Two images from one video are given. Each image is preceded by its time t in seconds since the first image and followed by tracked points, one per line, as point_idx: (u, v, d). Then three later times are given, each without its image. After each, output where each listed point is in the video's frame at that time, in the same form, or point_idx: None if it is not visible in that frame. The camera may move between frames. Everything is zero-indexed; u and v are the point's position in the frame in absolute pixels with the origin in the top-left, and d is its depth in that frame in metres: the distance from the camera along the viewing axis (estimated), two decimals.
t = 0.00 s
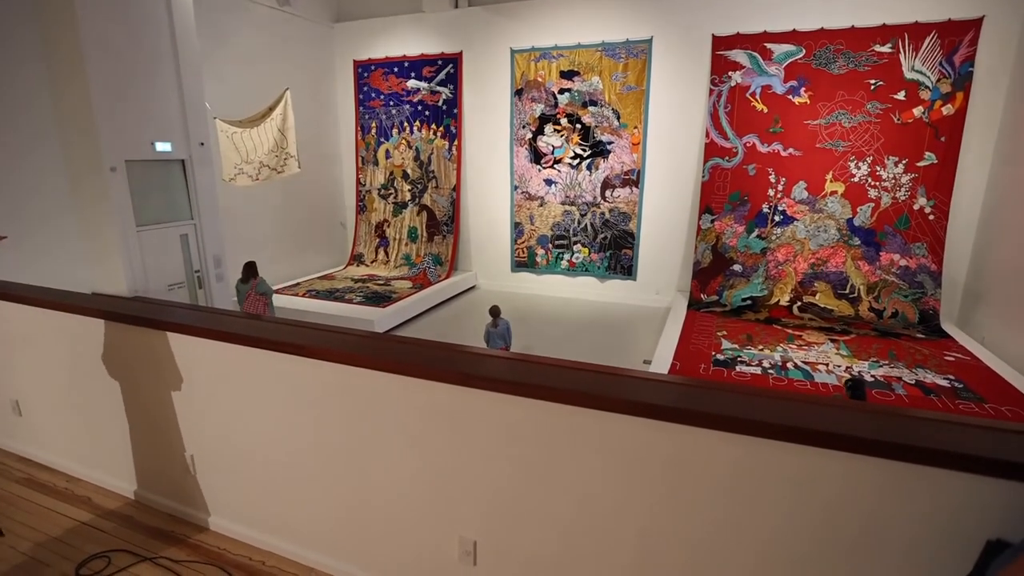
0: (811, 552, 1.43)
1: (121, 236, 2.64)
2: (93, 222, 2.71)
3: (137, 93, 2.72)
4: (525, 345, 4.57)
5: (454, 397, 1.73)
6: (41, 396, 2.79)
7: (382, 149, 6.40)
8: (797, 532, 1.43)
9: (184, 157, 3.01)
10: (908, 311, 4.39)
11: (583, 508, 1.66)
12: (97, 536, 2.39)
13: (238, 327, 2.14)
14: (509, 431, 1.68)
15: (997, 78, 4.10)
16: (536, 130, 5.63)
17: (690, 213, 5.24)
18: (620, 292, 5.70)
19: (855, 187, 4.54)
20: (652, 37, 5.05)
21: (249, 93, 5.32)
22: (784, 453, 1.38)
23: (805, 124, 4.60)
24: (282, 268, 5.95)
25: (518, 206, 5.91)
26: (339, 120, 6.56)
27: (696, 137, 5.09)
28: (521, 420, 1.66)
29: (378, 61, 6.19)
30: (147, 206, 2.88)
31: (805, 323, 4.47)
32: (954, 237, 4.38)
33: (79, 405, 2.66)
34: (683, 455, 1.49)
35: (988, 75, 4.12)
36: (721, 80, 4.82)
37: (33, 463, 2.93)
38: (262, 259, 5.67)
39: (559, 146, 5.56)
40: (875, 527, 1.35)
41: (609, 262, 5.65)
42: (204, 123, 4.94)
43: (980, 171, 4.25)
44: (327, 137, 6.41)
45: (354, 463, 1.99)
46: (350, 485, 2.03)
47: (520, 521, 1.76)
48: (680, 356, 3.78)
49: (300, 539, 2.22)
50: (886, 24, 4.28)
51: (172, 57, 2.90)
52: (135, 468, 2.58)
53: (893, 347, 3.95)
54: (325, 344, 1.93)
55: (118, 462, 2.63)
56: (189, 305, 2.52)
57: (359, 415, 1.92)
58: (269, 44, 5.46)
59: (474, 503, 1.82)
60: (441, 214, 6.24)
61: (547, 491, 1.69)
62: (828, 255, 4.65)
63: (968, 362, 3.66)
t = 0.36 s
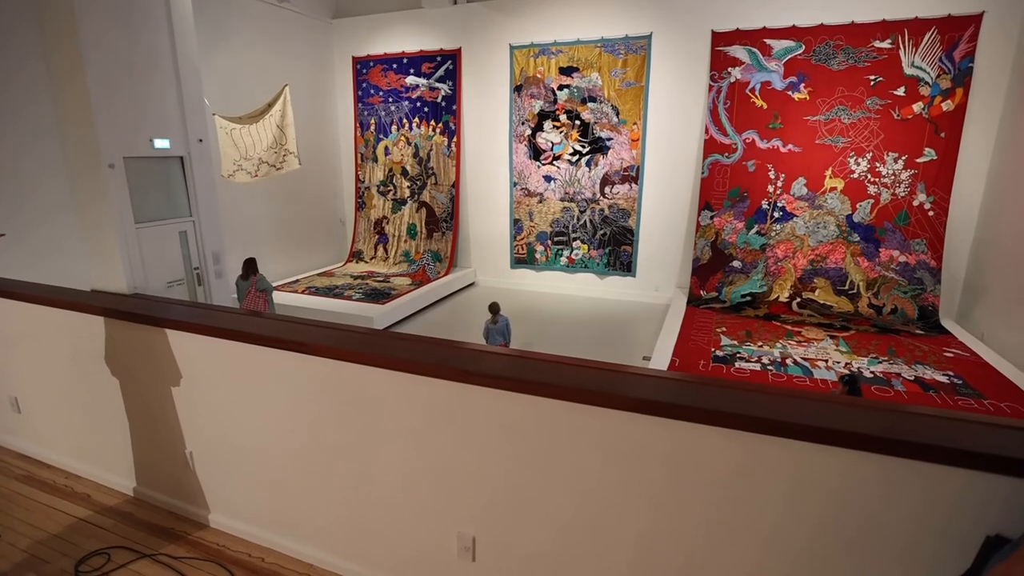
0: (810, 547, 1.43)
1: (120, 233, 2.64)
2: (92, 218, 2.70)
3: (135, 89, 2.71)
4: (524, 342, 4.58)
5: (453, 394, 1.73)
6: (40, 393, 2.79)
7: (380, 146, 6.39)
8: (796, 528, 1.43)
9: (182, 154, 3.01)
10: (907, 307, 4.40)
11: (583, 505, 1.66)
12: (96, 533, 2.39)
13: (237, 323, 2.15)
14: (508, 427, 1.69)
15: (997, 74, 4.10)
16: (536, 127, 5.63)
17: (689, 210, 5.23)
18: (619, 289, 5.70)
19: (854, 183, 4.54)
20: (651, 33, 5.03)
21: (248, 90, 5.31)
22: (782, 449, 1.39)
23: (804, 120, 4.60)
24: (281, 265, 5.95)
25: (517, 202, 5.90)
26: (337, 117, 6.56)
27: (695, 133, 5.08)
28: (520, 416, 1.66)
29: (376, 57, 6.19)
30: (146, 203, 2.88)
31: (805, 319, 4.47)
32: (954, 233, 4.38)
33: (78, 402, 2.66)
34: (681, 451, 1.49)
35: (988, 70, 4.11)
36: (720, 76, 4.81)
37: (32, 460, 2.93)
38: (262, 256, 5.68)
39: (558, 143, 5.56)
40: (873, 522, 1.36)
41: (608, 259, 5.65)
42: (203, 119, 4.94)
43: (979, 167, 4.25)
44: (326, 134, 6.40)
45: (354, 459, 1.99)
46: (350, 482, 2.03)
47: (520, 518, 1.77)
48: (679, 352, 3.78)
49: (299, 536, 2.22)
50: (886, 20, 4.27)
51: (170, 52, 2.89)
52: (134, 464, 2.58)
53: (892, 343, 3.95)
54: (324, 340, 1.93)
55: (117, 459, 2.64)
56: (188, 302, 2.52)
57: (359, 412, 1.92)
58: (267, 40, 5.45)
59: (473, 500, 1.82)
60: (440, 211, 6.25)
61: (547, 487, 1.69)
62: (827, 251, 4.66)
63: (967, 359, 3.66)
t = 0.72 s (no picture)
0: (809, 543, 1.43)
1: (118, 229, 2.63)
2: (90, 215, 2.69)
3: (134, 85, 2.71)
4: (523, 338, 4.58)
5: (453, 390, 1.73)
6: (38, 390, 2.78)
7: (379, 142, 6.38)
8: (796, 524, 1.43)
9: (181, 150, 3.00)
10: (906, 303, 4.41)
11: (583, 501, 1.66)
12: (95, 530, 2.39)
13: (235, 320, 2.14)
14: (508, 424, 1.69)
15: (996, 70, 4.09)
16: (535, 123, 5.62)
17: (688, 206, 5.23)
18: (618, 285, 5.70)
19: (853, 179, 4.54)
20: (650, 29, 5.02)
21: (246, 86, 5.29)
22: (783, 445, 1.39)
23: (804, 116, 4.59)
24: (279, 261, 5.94)
25: (517, 198, 5.89)
26: (336, 113, 6.54)
27: (695, 130, 5.07)
28: (520, 412, 1.66)
29: (375, 53, 6.17)
30: (144, 199, 2.87)
31: (804, 315, 4.48)
32: (953, 229, 4.38)
33: (76, 399, 2.66)
34: (681, 447, 1.49)
35: (987, 66, 4.10)
36: (719, 72, 4.81)
37: (30, 457, 2.93)
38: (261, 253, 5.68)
39: (557, 139, 5.55)
40: (872, 518, 1.36)
41: (607, 255, 5.65)
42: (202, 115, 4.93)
43: (979, 163, 4.24)
44: (324, 130, 6.38)
45: (353, 456, 1.99)
46: (349, 479, 2.03)
47: (520, 515, 1.77)
48: (678, 348, 3.79)
49: (298, 532, 2.22)
50: (886, 16, 4.26)
51: (168, 47, 2.88)
52: (133, 461, 2.58)
53: (891, 339, 3.95)
54: (324, 337, 1.93)
55: (116, 456, 2.63)
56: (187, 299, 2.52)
57: (358, 409, 1.92)
58: (265, 36, 5.43)
59: (473, 496, 1.82)
60: (439, 207, 6.25)
61: (548, 485, 1.69)
62: (827, 247, 4.66)
63: (966, 355, 3.67)
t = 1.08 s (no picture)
0: (808, 539, 1.43)
1: (118, 227, 2.64)
2: (90, 212, 2.69)
3: (133, 81, 2.71)
4: (523, 336, 4.58)
5: (453, 387, 1.73)
6: (38, 386, 2.78)
7: (379, 140, 6.37)
8: (796, 521, 1.43)
9: (181, 147, 3.00)
10: (906, 300, 4.40)
11: (583, 498, 1.66)
12: (95, 527, 2.39)
13: (235, 317, 2.14)
14: (507, 421, 1.69)
15: (996, 67, 4.09)
16: (534, 120, 5.61)
17: (688, 204, 5.23)
18: (618, 283, 5.70)
19: (853, 177, 4.54)
20: (650, 26, 5.02)
21: (246, 83, 5.30)
22: (782, 442, 1.39)
23: (803, 114, 4.59)
24: (279, 259, 5.95)
25: (517, 195, 5.89)
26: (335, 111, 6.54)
27: (695, 127, 5.07)
28: (520, 409, 1.66)
29: (374, 50, 6.17)
30: (144, 196, 2.87)
31: (803, 313, 4.48)
32: (953, 227, 4.38)
33: (76, 396, 2.66)
34: (680, 444, 1.49)
35: (987, 63, 4.10)
36: (719, 69, 4.81)
37: (30, 454, 2.93)
38: (261, 250, 5.68)
39: (557, 136, 5.55)
40: (871, 515, 1.36)
41: (607, 252, 5.64)
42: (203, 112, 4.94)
43: (979, 160, 4.24)
44: (324, 128, 6.39)
45: (353, 453, 1.99)
46: (349, 476, 2.03)
47: (520, 511, 1.77)
48: (677, 346, 3.78)
49: (298, 529, 2.22)
50: (886, 13, 4.26)
51: (168, 43, 2.88)
52: (133, 459, 2.58)
53: (891, 336, 3.95)
54: (323, 334, 1.93)
55: (116, 453, 2.64)
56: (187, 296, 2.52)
57: (358, 406, 1.92)
58: (264, 33, 5.43)
59: (472, 493, 1.83)
60: (439, 204, 6.25)
61: (547, 482, 1.69)
62: (826, 244, 4.66)
63: (966, 352, 3.66)
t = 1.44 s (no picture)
0: (807, 537, 1.43)
1: (118, 225, 2.65)
2: (91, 210, 2.70)
3: (134, 80, 2.72)
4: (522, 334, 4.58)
5: (452, 385, 1.74)
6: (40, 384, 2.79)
7: (379, 138, 6.39)
8: (796, 518, 1.43)
9: (181, 145, 3.00)
10: (906, 298, 4.39)
11: (582, 495, 1.66)
12: (96, 524, 2.40)
13: (235, 315, 2.15)
14: (506, 418, 1.69)
15: (997, 65, 4.09)
16: (534, 118, 5.62)
17: (688, 202, 5.23)
18: (619, 282, 5.70)
19: (853, 174, 4.53)
20: (649, 24, 5.02)
21: (246, 81, 5.31)
22: (780, 439, 1.39)
23: (803, 111, 4.59)
24: (279, 258, 5.96)
25: (517, 193, 5.89)
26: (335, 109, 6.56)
27: (694, 124, 5.07)
28: (519, 407, 1.66)
29: (375, 49, 6.18)
30: (144, 195, 2.88)
31: (803, 310, 4.47)
32: (953, 225, 4.38)
33: (77, 394, 2.67)
34: (679, 441, 1.49)
35: (987, 61, 4.10)
36: (718, 67, 4.80)
37: (32, 452, 2.94)
38: (261, 249, 5.69)
39: (557, 134, 5.55)
40: (871, 513, 1.36)
41: (607, 250, 5.64)
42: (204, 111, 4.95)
43: (979, 158, 4.24)
44: (324, 127, 6.40)
45: (353, 451, 2.00)
46: (349, 474, 2.03)
47: (519, 509, 1.77)
48: (678, 344, 3.78)
49: (298, 527, 2.23)
50: (885, 11, 4.26)
51: (168, 42, 2.88)
52: (134, 456, 2.59)
53: (891, 334, 3.95)
54: (322, 331, 1.93)
55: (117, 451, 2.64)
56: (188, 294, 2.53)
57: (357, 404, 1.92)
58: (265, 32, 5.45)
59: (471, 491, 1.83)
60: (438, 202, 6.26)
61: (546, 480, 1.69)
62: (827, 242, 4.65)
63: (967, 350, 3.66)
